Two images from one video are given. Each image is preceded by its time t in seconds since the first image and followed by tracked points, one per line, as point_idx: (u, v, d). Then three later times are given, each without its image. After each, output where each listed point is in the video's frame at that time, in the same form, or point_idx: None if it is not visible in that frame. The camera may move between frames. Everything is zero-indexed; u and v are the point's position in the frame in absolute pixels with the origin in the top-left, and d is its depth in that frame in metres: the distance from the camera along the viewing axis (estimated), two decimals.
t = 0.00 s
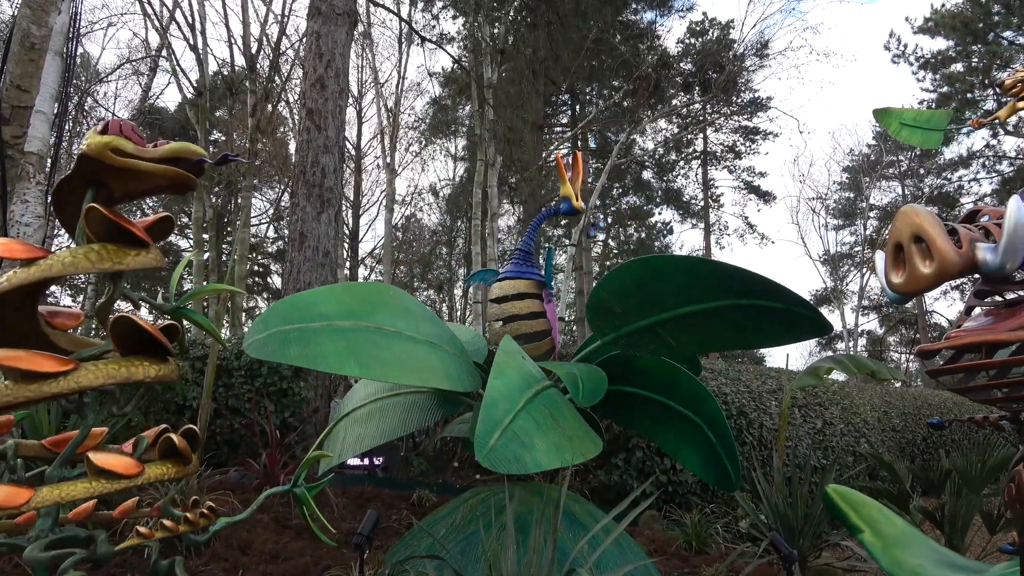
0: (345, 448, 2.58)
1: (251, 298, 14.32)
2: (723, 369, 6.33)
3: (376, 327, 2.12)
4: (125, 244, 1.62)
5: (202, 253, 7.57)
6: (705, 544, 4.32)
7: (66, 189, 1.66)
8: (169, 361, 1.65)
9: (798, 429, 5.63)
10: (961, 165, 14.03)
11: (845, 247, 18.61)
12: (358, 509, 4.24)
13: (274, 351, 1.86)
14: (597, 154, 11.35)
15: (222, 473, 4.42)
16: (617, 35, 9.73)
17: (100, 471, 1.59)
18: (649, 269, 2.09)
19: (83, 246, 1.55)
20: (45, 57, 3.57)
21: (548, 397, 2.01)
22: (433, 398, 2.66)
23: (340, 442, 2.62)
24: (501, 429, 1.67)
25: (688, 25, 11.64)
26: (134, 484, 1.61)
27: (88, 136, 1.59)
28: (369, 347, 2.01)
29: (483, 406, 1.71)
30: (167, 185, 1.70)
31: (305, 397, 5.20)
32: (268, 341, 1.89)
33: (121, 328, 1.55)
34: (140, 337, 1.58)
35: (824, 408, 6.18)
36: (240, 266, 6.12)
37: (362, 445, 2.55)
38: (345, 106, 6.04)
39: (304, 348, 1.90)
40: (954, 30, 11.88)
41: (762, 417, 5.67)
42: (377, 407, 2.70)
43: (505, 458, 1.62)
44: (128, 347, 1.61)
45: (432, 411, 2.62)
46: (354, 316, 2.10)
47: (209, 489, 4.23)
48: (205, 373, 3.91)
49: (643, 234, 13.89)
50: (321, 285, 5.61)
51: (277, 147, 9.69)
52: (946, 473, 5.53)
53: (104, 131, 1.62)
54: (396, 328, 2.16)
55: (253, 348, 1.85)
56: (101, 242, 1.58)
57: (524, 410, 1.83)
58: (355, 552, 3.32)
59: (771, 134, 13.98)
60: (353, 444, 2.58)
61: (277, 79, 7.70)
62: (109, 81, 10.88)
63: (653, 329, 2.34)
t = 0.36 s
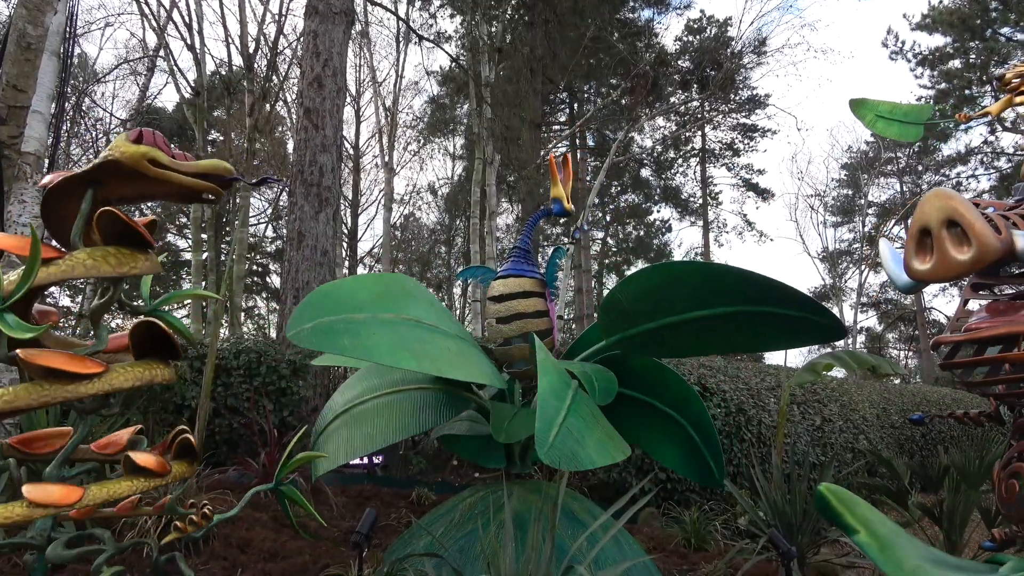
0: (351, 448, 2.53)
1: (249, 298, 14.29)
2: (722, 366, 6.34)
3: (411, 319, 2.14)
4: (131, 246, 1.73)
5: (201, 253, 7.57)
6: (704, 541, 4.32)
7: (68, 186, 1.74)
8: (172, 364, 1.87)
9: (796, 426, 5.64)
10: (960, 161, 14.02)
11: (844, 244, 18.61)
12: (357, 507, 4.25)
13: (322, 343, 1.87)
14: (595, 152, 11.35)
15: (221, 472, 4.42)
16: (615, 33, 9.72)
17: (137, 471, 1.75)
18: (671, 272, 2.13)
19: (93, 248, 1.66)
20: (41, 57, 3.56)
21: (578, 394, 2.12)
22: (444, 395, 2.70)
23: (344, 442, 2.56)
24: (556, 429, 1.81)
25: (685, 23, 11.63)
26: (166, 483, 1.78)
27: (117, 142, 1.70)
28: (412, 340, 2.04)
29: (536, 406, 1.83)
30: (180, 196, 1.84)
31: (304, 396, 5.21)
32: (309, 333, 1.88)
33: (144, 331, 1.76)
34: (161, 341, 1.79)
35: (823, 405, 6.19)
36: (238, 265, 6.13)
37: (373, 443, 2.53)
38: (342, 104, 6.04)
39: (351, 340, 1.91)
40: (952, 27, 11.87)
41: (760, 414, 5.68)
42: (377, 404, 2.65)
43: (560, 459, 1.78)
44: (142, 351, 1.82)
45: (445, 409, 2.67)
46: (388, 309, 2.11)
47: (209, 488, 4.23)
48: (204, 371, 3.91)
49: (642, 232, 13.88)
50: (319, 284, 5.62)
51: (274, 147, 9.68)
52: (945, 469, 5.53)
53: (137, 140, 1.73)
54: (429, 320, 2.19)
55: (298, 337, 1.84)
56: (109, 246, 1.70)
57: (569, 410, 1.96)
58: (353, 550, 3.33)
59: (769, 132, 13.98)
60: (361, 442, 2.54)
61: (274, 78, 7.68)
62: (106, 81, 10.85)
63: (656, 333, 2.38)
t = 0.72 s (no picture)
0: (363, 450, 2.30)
1: (246, 296, 14.27)
2: (719, 362, 6.35)
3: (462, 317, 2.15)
4: (130, 248, 1.93)
5: (197, 252, 7.56)
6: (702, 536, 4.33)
7: (71, 184, 1.85)
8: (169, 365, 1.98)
9: (793, 421, 5.65)
10: (956, 156, 14.04)
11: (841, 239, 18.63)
12: (355, 505, 4.25)
13: (388, 336, 1.85)
14: (592, 148, 11.34)
15: (219, 470, 4.42)
16: (611, 29, 9.70)
17: (159, 469, 1.97)
18: (685, 279, 2.21)
19: (104, 252, 1.86)
20: (34, 56, 3.54)
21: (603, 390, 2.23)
22: (453, 390, 2.57)
23: (353, 443, 2.31)
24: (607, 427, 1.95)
25: (681, 19, 11.62)
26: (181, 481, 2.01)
27: (136, 151, 1.86)
28: (468, 336, 2.05)
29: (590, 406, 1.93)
30: (175, 204, 2.04)
31: (301, 394, 5.21)
32: (369, 325, 1.88)
33: (154, 336, 1.88)
34: (166, 345, 1.91)
35: (820, 400, 6.20)
36: (235, 264, 6.12)
37: (392, 442, 2.33)
38: (337, 102, 6.03)
39: (422, 331, 1.90)
40: (948, 21, 11.86)
41: (757, 409, 5.70)
42: (383, 402, 2.42)
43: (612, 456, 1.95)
44: (147, 354, 1.91)
45: (456, 403, 2.53)
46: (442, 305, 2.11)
47: (207, 487, 4.22)
48: (200, 370, 3.90)
49: (639, 228, 13.87)
50: (316, 282, 5.62)
51: (270, 144, 9.66)
52: (941, 462, 5.55)
53: (160, 150, 1.91)
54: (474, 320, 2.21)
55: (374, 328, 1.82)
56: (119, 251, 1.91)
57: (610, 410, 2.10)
58: (351, 548, 3.33)
59: (766, 127, 13.97)
60: (375, 443, 2.32)
61: (269, 76, 7.69)
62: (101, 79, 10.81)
63: (654, 333, 2.49)
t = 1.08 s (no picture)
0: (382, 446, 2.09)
1: (245, 293, 14.28)
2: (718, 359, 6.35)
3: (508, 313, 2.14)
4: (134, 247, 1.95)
5: (195, 248, 7.55)
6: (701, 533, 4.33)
7: (71, 184, 1.84)
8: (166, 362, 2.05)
9: (792, 418, 5.66)
10: (955, 154, 14.03)
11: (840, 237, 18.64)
12: (354, 501, 4.25)
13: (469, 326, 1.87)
14: (591, 145, 11.34)
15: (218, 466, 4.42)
16: (610, 26, 9.69)
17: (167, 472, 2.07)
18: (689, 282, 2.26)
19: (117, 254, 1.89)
20: (31, 51, 3.53)
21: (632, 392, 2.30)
22: (467, 385, 2.50)
23: (372, 438, 2.10)
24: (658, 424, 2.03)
25: (681, 16, 11.60)
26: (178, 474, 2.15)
27: (152, 156, 1.89)
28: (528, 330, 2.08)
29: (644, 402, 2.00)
30: (168, 207, 2.06)
31: (300, 390, 5.21)
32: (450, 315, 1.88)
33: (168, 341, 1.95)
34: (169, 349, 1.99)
35: (818, 397, 6.20)
36: (234, 260, 6.12)
37: (420, 437, 2.17)
38: (336, 98, 6.02)
39: (509, 325, 1.88)
40: (947, 19, 11.86)
41: (756, 406, 5.70)
42: (402, 394, 2.26)
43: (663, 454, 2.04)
44: (152, 353, 1.98)
45: (471, 398, 2.46)
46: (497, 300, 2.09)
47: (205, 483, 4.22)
48: (198, 366, 3.89)
49: (639, 226, 13.87)
50: (314, 279, 5.61)
51: (269, 140, 9.64)
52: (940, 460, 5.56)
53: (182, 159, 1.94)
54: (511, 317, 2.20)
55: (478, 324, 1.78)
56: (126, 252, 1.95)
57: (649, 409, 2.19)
58: (350, 544, 3.33)
59: (765, 125, 13.97)
60: (396, 438, 2.13)
61: (268, 72, 7.68)
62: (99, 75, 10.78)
63: (653, 333, 2.58)
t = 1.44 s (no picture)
0: (418, 439, 2.09)
1: (245, 288, 14.28)
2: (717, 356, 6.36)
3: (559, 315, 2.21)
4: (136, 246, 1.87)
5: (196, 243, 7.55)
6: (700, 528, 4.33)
7: (67, 178, 1.73)
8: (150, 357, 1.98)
9: (792, 415, 5.67)
10: (956, 151, 14.03)
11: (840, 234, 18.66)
12: (354, 496, 4.25)
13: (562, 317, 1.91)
14: (592, 141, 11.34)
15: (218, 460, 4.41)
16: (612, 22, 9.69)
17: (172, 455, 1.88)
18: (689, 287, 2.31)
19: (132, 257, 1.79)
20: (33, 43, 3.51)
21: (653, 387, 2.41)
22: (483, 378, 2.55)
23: (406, 431, 2.09)
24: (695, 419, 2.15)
25: (683, 12, 11.58)
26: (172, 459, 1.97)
27: (161, 159, 1.80)
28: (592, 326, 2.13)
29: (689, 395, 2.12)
30: (160, 208, 1.98)
31: (300, 385, 5.22)
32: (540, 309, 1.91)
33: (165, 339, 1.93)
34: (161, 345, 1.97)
35: (818, 394, 6.21)
36: (234, 254, 6.11)
37: (451, 431, 2.19)
38: (337, 93, 6.01)
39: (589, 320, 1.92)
40: (949, 16, 11.86)
41: (756, 403, 5.71)
42: (426, 388, 2.27)
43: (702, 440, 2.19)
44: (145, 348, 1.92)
45: (492, 390, 2.52)
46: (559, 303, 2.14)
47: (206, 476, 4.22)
48: (198, 361, 3.88)
49: (639, 222, 13.88)
50: (315, 274, 5.61)
51: (270, 135, 9.64)
52: (939, 456, 5.57)
53: (194, 163, 1.88)
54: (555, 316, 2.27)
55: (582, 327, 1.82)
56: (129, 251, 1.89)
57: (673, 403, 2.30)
58: (350, 539, 3.33)
59: (766, 121, 13.95)
60: (430, 429, 2.14)
61: (268, 66, 7.66)
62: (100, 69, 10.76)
63: (646, 334, 2.61)
